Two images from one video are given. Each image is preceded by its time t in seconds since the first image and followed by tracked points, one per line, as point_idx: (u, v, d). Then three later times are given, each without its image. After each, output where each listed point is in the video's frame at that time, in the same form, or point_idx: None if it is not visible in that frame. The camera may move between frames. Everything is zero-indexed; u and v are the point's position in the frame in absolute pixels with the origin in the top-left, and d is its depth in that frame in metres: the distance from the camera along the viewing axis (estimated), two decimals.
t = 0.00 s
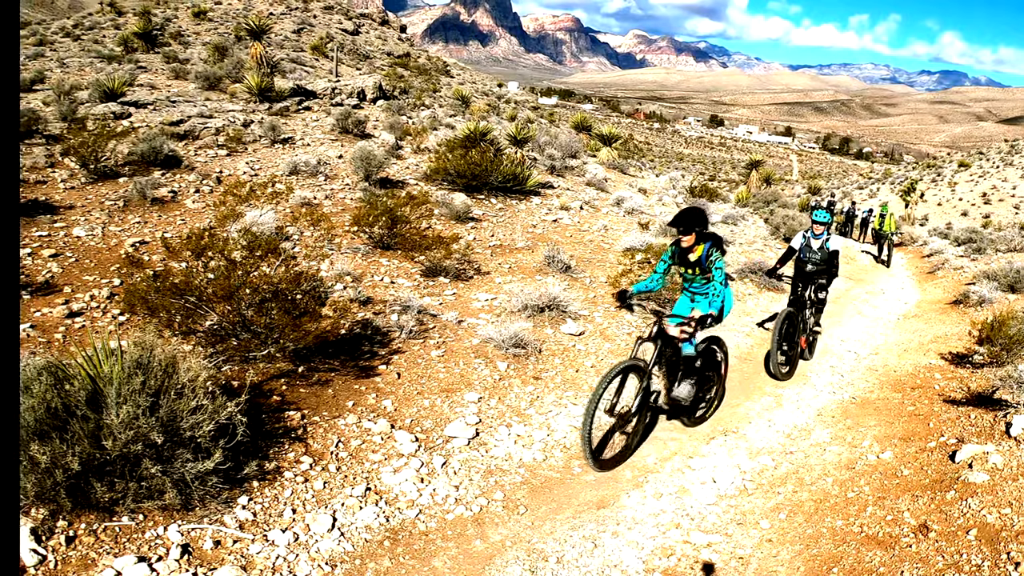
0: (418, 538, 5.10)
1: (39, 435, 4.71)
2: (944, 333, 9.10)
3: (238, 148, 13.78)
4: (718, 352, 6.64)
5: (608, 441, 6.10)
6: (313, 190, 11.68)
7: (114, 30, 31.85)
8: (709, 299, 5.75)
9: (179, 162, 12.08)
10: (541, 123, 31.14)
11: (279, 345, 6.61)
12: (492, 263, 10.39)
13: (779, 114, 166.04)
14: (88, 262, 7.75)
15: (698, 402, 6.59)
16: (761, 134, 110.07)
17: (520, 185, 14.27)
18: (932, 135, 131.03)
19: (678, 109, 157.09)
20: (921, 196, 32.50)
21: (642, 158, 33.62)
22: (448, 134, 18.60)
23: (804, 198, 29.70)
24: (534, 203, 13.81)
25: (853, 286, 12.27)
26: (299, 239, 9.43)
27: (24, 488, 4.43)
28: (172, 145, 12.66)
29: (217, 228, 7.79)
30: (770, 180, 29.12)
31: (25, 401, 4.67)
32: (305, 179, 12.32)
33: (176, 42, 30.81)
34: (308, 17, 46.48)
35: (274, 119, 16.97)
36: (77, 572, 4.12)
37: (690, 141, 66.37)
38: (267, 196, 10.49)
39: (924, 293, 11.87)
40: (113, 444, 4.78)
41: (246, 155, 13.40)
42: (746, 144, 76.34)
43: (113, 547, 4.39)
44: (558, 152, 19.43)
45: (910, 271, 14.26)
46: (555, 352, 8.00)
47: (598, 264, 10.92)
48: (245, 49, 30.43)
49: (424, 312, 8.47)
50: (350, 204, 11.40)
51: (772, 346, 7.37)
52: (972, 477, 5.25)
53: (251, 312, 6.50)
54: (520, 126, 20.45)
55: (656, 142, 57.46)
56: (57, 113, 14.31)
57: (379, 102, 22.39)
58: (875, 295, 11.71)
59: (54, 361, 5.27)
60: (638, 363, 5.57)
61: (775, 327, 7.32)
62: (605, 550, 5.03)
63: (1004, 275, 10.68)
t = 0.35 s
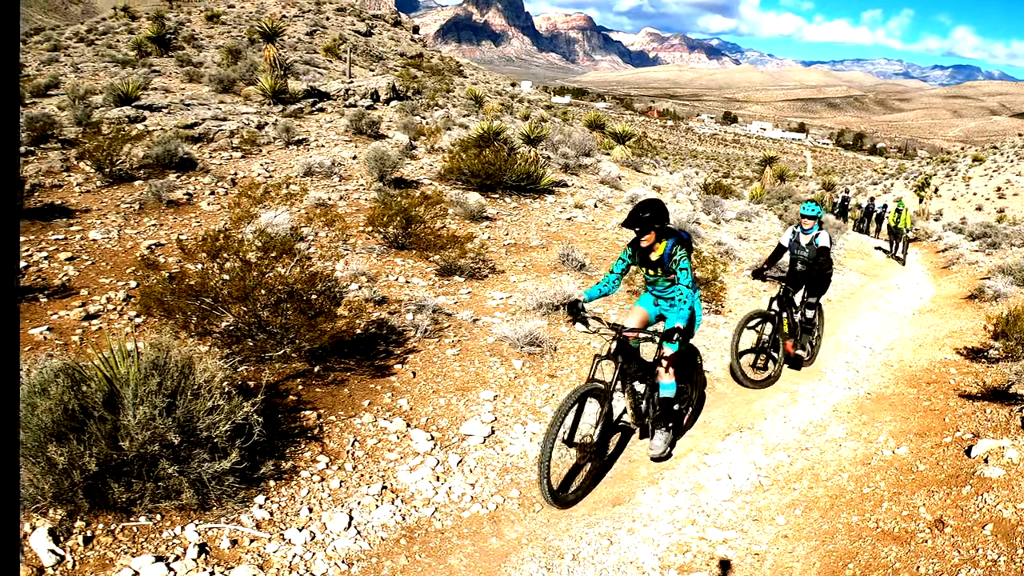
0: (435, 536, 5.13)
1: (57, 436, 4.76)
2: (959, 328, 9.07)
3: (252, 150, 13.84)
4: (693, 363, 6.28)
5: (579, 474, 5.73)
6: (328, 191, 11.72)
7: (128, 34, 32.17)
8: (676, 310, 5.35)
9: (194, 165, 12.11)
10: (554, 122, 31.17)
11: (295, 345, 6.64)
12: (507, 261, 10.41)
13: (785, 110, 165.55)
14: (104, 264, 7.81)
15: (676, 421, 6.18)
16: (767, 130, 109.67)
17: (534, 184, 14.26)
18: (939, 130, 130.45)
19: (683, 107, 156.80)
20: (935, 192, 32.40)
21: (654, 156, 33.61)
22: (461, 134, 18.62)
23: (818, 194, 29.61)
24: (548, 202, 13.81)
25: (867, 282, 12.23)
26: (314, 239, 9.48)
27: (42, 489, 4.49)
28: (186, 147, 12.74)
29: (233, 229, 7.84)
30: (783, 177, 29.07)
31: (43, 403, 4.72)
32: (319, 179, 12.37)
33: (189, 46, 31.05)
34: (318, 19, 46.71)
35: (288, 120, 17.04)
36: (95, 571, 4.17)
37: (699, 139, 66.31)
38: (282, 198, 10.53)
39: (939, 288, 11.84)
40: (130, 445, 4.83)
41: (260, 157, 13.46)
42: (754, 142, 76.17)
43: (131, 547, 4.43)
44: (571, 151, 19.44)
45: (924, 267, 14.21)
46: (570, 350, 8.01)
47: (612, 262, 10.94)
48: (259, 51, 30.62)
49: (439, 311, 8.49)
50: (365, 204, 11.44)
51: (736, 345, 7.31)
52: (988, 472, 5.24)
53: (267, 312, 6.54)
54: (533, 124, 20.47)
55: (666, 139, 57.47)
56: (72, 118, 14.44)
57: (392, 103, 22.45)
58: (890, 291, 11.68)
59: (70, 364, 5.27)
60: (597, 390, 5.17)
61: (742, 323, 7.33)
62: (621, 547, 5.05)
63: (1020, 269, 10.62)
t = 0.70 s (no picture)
0: (446, 537, 5.15)
1: (69, 439, 4.80)
2: (969, 327, 9.06)
3: (262, 153, 13.89)
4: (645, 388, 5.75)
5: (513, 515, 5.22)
6: (338, 194, 11.75)
7: (137, 39, 32.42)
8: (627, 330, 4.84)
9: (204, 169, 12.17)
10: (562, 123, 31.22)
11: (306, 347, 6.66)
12: (517, 263, 10.43)
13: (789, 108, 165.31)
14: (115, 268, 7.85)
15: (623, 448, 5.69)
16: (772, 129, 109.42)
17: (543, 185, 14.25)
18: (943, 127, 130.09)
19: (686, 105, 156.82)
20: (944, 191, 32.39)
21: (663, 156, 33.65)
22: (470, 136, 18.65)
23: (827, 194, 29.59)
24: (557, 203, 13.82)
25: (876, 281, 12.22)
26: (324, 242, 9.52)
27: (55, 492, 4.54)
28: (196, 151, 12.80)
29: (244, 233, 7.89)
30: (793, 176, 29.07)
31: (54, 406, 4.75)
32: (329, 183, 12.41)
33: (199, 50, 31.20)
34: (325, 22, 46.83)
35: (297, 123, 17.09)
36: (107, 573, 4.21)
37: (705, 139, 66.34)
38: (292, 201, 10.58)
39: (949, 287, 11.84)
40: (141, 448, 4.85)
41: (269, 160, 13.50)
42: (759, 141, 76.19)
43: (144, 549, 4.47)
44: (580, 152, 19.45)
45: (934, 266, 14.22)
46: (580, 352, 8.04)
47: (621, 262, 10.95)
48: (268, 55, 30.75)
49: (449, 313, 8.52)
50: (374, 207, 11.46)
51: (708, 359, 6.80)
52: (998, 471, 5.23)
53: (277, 315, 6.59)
54: (542, 126, 20.51)
55: (672, 140, 57.61)
56: (83, 122, 14.52)
57: (401, 105, 22.51)
58: (899, 290, 11.67)
59: (82, 366, 5.26)
60: (534, 425, 4.62)
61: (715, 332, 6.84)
62: (631, 547, 5.06)
63: None
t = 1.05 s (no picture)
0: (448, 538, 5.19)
1: (74, 440, 4.82)
2: (973, 328, 9.06)
3: (266, 155, 13.91)
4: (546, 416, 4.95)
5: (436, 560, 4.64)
6: (342, 195, 11.77)
7: (141, 41, 32.57)
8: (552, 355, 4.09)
9: (208, 170, 12.19)
10: (566, 124, 31.25)
11: (311, 348, 6.65)
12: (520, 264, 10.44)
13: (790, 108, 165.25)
14: (120, 269, 7.87)
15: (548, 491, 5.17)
16: (774, 129, 109.33)
17: (547, 187, 14.26)
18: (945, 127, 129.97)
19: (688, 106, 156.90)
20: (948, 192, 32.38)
21: (666, 157, 33.67)
22: (474, 137, 18.67)
23: (831, 195, 29.59)
24: (561, 204, 13.83)
25: (880, 282, 12.21)
26: (329, 243, 9.53)
27: (60, 492, 4.55)
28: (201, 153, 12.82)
29: (249, 234, 7.91)
30: (796, 177, 29.14)
31: (59, 407, 4.76)
32: (333, 184, 12.41)
33: (203, 51, 31.26)
34: (328, 24, 46.86)
35: (301, 125, 17.11)
36: (111, 573, 4.22)
37: (708, 140, 66.45)
38: (296, 202, 10.61)
39: (952, 288, 11.84)
40: (146, 448, 4.86)
41: (274, 161, 13.52)
42: (762, 142, 76.26)
43: (148, 549, 4.48)
44: (583, 153, 19.48)
45: (938, 267, 14.22)
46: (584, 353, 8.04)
47: (625, 264, 10.96)
48: (272, 57, 30.80)
49: (453, 314, 8.53)
50: (378, 208, 11.48)
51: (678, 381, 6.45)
52: (1001, 472, 5.21)
53: (282, 316, 6.61)
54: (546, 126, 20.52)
55: (675, 141, 57.70)
56: (87, 124, 14.57)
57: (405, 107, 22.55)
58: (903, 291, 11.67)
59: (86, 367, 5.28)
60: (440, 469, 4.06)
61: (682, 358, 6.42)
62: (635, 548, 5.07)
63: None
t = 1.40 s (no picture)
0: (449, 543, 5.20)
1: (76, 442, 4.81)
2: (974, 335, 9.05)
3: (268, 158, 13.92)
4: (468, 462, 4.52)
5: None
6: (345, 199, 11.78)
7: (144, 43, 32.64)
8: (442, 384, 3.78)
9: (211, 173, 12.20)
10: (569, 129, 31.27)
11: (313, 352, 6.64)
12: (522, 269, 10.45)
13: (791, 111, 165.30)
14: (122, 272, 7.88)
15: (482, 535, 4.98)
16: (776, 133, 109.35)
17: (549, 192, 14.26)
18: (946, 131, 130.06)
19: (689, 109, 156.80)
20: (950, 197, 32.39)
21: (668, 162, 33.68)
22: (477, 142, 18.67)
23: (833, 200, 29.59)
24: (563, 209, 13.83)
25: (881, 289, 12.22)
26: (331, 247, 9.54)
27: (62, 494, 4.57)
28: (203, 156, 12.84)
29: (252, 238, 7.92)
30: (798, 183, 29.19)
31: (62, 409, 4.76)
32: (335, 188, 12.39)
33: (206, 54, 31.29)
34: (330, 28, 46.93)
35: (303, 128, 17.11)
36: None
37: (709, 145, 66.56)
38: (299, 206, 10.62)
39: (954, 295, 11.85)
40: (148, 451, 4.84)
41: (276, 165, 13.52)
42: (763, 147, 76.36)
43: (149, 552, 4.50)
44: (586, 158, 19.51)
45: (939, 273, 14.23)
46: (585, 357, 8.04)
47: (627, 268, 10.97)
48: (274, 60, 30.82)
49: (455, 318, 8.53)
50: (381, 212, 11.49)
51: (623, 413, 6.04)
52: (1002, 478, 5.20)
53: (284, 320, 6.62)
54: (549, 131, 20.54)
55: (676, 146, 57.81)
56: (90, 126, 14.60)
57: (408, 111, 22.57)
58: (905, 298, 11.67)
59: (89, 369, 5.29)
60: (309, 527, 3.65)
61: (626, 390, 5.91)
62: (636, 553, 5.07)
63: None
